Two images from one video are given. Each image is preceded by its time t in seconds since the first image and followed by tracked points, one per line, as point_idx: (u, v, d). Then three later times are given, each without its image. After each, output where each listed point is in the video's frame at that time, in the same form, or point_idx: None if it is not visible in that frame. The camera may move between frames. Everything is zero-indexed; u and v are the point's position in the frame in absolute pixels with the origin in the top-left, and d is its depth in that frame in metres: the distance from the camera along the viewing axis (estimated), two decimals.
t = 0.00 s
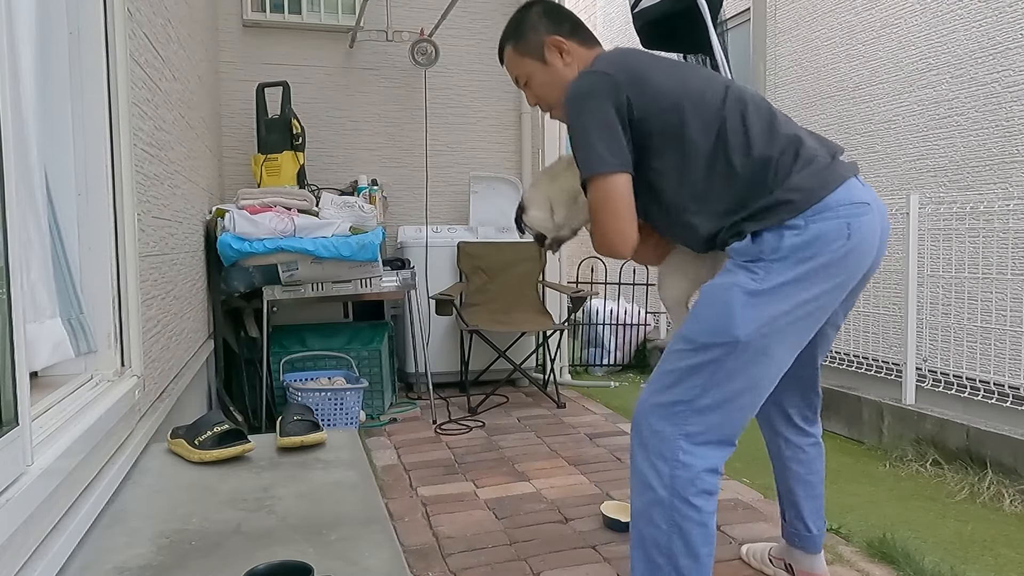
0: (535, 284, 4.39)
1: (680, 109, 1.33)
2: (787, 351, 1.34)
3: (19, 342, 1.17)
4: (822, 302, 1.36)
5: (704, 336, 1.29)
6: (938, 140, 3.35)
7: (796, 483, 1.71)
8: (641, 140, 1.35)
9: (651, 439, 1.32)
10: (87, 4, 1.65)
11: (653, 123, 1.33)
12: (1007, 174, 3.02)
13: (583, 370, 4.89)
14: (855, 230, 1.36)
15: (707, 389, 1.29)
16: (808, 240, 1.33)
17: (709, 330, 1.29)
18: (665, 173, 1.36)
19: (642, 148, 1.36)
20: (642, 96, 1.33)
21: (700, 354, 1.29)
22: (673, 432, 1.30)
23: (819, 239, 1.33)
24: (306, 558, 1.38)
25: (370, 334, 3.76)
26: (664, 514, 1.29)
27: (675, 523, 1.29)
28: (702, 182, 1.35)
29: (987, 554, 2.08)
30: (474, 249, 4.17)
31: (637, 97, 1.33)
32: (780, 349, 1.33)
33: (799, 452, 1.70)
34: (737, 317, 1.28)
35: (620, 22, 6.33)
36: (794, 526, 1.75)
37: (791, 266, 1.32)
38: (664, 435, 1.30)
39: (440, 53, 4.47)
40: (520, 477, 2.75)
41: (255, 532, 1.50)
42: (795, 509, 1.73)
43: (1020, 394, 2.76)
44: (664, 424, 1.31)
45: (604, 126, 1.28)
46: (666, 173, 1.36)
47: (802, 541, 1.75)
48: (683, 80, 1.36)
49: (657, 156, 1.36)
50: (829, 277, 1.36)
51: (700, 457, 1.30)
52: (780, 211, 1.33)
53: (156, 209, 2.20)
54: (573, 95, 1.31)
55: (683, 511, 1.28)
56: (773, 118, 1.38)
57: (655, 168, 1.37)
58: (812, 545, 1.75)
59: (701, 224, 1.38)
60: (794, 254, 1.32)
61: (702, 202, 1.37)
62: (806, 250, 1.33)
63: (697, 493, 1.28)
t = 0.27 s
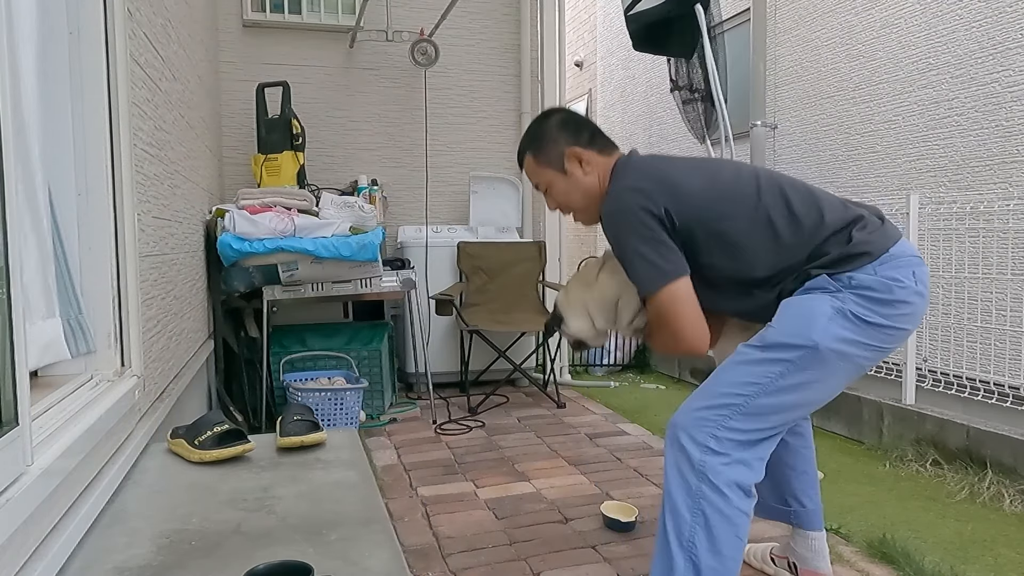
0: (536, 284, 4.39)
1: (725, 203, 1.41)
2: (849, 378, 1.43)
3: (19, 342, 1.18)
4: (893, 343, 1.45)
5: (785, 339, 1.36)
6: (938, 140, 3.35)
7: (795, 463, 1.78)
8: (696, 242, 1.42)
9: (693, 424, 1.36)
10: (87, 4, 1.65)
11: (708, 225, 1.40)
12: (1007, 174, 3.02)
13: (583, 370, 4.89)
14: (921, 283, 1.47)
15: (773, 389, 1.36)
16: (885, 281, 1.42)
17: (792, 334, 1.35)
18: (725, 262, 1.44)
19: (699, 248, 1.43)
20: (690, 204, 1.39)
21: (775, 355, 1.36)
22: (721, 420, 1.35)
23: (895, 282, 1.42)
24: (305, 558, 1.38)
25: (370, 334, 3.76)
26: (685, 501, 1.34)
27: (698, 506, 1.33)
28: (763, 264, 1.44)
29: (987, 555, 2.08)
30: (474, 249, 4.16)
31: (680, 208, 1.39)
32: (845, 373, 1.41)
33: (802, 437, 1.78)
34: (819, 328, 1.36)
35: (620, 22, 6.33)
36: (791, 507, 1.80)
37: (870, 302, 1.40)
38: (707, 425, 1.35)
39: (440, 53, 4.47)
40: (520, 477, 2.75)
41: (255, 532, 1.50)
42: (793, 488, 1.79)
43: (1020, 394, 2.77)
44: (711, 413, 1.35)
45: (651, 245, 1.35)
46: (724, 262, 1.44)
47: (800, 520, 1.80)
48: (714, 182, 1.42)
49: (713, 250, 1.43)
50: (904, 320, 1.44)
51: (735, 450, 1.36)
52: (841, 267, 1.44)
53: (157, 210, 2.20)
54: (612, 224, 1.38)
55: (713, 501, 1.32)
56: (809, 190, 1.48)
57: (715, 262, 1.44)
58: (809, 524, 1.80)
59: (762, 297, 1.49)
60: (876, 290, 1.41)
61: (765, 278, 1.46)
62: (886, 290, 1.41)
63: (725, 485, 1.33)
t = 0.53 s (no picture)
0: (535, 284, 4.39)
1: (725, 292, 1.46)
2: (865, 406, 1.44)
3: (20, 341, 1.17)
4: (914, 381, 1.44)
5: (800, 353, 1.37)
6: (938, 140, 3.35)
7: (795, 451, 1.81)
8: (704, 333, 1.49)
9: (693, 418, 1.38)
10: (87, 4, 1.65)
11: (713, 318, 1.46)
12: (1007, 174, 3.02)
13: (583, 370, 4.89)
14: (944, 322, 1.47)
15: (782, 400, 1.37)
16: (908, 316, 1.41)
17: (808, 350, 1.36)
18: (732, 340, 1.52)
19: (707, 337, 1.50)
20: (690, 305, 1.44)
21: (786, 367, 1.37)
22: (723, 418, 1.37)
23: (919, 318, 1.42)
24: (305, 558, 1.38)
25: (370, 334, 3.76)
26: (672, 486, 1.37)
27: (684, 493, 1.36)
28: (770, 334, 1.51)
29: (987, 554, 2.08)
30: (474, 249, 4.16)
31: (679, 306, 1.43)
32: (859, 400, 1.42)
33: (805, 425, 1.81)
34: (836, 352, 1.36)
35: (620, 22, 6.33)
36: (787, 494, 1.82)
37: (892, 336, 1.40)
38: (707, 421, 1.36)
39: (440, 53, 4.47)
40: (520, 477, 2.75)
41: (255, 532, 1.50)
42: (790, 473, 1.81)
43: (1020, 393, 2.77)
44: (713, 410, 1.36)
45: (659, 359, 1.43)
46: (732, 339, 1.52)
47: (795, 507, 1.82)
48: (710, 275, 1.46)
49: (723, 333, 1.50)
50: (927, 360, 1.44)
51: (732, 448, 1.38)
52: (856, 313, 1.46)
53: (157, 210, 2.20)
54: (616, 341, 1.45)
55: (699, 492, 1.36)
56: (807, 250, 1.49)
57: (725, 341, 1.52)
58: (805, 513, 1.81)
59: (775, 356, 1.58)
60: (897, 327, 1.40)
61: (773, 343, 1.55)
62: (909, 326, 1.41)
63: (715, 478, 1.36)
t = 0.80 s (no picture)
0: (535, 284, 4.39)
1: (732, 329, 1.48)
2: (871, 424, 1.43)
3: (20, 341, 1.17)
4: (921, 402, 1.44)
5: (806, 365, 1.37)
6: (938, 140, 3.35)
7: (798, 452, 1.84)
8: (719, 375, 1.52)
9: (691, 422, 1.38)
10: (87, 4, 1.65)
11: (724, 356, 1.49)
12: (1007, 174, 3.02)
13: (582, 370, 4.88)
14: (953, 343, 1.46)
15: (785, 410, 1.37)
16: (915, 336, 1.41)
17: (814, 363, 1.36)
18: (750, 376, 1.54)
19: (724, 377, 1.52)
20: (701, 347, 1.46)
21: (790, 378, 1.38)
22: (722, 423, 1.37)
23: (926, 339, 1.42)
24: (305, 558, 1.38)
25: (370, 335, 3.76)
26: (667, 487, 1.37)
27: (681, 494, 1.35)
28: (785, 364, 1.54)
29: (987, 554, 2.08)
30: (474, 249, 4.17)
31: (689, 357, 1.46)
32: (865, 417, 1.41)
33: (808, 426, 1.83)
34: (842, 367, 1.36)
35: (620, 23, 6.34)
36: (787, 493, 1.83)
37: (900, 356, 1.40)
38: (706, 425, 1.37)
39: (440, 53, 4.47)
40: (520, 477, 2.75)
41: (255, 532, 1.50)
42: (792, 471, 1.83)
43: (1020, 394, 2.75)
44: (712, 415, 1.37)
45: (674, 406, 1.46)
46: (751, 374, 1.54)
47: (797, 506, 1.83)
48: (711, 315, 1.49)
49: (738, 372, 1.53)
50: (936, 381, 1.43)
51: (731, 453, 1.38)
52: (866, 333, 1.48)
53: (156, 209, 2.20)
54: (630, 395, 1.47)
55: (697, 494, 1.35)
56: (805, 277, 1.52)
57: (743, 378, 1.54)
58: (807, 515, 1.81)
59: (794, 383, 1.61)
60: (905, 347, 1.40)
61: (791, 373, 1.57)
62: (916, 345, 1.41)
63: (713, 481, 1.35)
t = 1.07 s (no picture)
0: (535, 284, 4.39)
1: (722, 271, 1.46)
2: (872, 400, 1.43)
3: (20, 342, 1.17)
4: (919, 371, 1.44)
5: (805, 350, 1.35)
6: (938, 140, 3.35)
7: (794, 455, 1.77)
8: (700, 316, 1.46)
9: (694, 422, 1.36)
10: (87, 4, 1.65)
11: (709, 298, 1.45)
12: (1007, 174, 3.02)
13: (582, 370, 4.88)
14: (947, 308, 1.46)
15: (787, 400, 1.36)
16: (909, 305, 1.41)
17: (813, 348, 1.35)
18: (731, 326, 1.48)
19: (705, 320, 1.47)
20: (681, 288, 1.43)
21: (790, 366, 1.36)
22: (726, 422, 1.35)
23: (921, 308, 1.41)
24: (305, 558, 1.38)
25: (370, 335, 3.76)
26: (675, 493, 1.35)
27: (690, 500, 1.34)
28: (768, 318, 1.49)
29: (987, 555, 2.08)
30: (474, 249, 4.17)
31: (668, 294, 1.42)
32: (866, 393, 1.41)
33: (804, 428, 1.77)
34: (841, 347, 1.35)
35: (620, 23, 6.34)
36: (786, 498, 1.79)
37: (896, 327, 1.40)
38: (710, 425, 1.35)
39: (440, 53, 4.47)
40: (519, 477, 2.75)
41: (255, 532, 1.50)
42: (789, 477, 1.78)
43: (1020, 394, 2.78)
44: (715, 413, 1.35)
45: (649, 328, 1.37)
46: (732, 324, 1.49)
47: (795, 511, 1.79)
48: (704, 255, 1.47)
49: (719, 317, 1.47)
50: (933, 348, 1.43)
51: (737, 452, 1.37)
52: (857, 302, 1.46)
53: (156, 209, 2.20)
54: (603, 317, 1.38)
55: (706, 498, 1.33)
56: (799, 237, 1.50)
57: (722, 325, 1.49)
58: (804, 517, 1.80)
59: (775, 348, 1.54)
60: (899, 317, 1.40)
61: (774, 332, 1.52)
62: (911, 314, 1.41)
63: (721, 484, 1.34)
